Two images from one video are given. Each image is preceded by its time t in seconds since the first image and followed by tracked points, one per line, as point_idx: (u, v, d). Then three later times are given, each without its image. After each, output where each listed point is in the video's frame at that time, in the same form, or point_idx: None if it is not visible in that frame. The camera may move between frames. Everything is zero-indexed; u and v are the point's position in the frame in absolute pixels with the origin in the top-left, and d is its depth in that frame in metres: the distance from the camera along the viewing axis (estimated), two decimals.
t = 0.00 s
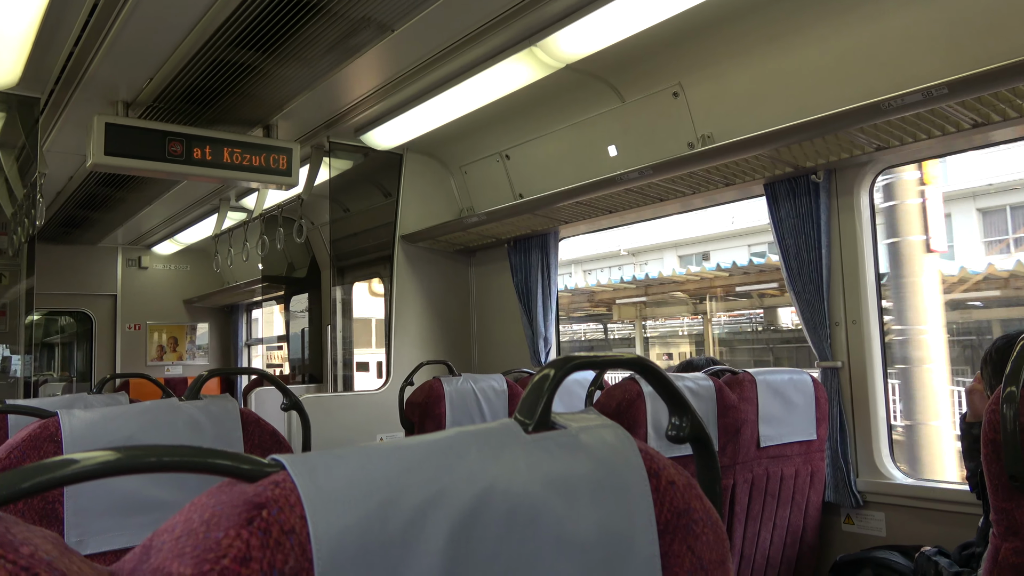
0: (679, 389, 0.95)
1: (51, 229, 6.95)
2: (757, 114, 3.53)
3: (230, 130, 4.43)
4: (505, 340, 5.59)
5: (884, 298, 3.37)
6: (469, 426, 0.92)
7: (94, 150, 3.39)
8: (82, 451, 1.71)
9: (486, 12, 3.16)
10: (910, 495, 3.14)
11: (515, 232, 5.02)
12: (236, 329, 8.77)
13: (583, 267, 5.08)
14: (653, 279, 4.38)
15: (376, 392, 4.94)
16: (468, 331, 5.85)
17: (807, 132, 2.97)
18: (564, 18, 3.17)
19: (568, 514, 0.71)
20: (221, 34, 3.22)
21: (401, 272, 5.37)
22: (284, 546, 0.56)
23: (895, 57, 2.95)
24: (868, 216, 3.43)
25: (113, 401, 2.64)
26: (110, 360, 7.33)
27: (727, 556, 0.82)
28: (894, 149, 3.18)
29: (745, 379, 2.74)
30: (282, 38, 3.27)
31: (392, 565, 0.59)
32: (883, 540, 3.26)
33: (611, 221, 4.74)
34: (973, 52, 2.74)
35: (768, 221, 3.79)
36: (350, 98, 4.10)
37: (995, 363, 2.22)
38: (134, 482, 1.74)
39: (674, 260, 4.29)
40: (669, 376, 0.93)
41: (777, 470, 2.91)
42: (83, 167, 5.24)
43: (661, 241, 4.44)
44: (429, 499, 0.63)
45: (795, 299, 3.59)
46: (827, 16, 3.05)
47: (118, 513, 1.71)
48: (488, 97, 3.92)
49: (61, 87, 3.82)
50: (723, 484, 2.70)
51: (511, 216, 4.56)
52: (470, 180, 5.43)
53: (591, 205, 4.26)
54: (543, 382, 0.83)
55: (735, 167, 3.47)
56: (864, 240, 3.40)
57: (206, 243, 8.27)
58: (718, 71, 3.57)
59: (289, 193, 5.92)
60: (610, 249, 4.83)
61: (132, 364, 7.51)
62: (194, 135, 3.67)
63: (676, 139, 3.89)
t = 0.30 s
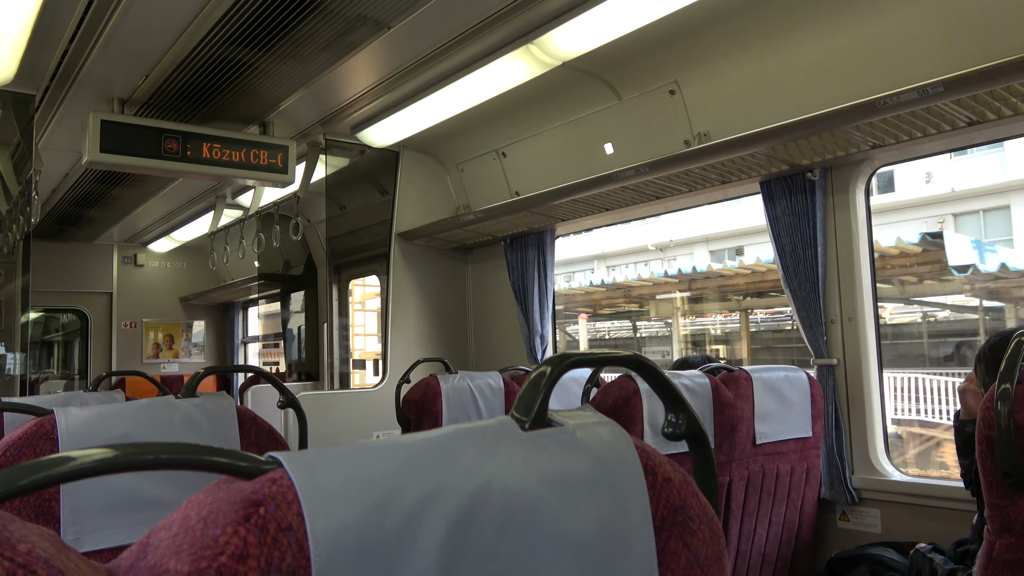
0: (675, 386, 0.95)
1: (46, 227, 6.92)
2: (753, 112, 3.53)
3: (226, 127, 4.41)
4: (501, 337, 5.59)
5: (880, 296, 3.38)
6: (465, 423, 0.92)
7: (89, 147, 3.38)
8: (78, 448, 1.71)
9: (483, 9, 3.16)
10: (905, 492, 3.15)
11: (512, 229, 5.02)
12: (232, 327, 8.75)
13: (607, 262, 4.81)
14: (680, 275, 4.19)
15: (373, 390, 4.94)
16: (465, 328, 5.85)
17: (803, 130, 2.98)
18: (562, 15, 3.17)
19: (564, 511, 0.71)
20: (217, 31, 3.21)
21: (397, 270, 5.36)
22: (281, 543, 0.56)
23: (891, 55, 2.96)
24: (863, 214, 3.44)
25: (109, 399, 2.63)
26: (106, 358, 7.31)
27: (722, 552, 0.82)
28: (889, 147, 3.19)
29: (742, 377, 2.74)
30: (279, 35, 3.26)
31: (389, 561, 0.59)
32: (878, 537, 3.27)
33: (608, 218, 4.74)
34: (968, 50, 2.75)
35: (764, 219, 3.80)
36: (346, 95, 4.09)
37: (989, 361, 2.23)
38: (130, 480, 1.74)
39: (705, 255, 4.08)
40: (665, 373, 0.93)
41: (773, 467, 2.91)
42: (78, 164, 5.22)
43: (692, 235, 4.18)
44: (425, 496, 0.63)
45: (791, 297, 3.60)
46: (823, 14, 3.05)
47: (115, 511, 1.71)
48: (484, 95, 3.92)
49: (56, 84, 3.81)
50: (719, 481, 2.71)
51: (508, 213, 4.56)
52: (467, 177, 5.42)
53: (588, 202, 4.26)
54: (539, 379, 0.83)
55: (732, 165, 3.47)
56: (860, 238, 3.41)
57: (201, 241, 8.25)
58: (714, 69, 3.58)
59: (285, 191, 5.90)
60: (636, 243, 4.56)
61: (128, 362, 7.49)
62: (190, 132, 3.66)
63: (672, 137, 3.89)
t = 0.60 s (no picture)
0: (675, 386, 0.95)
1: (44, 225, 6.91)
2: (753, 112, 3.53)
3: (225, 125, 4.41)
4: (501, 337, 5.59)
5: (878, 297, 3.39)
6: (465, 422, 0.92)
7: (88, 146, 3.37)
8: (77, 447, 1.71)
9: (484, 7, 3.15)
10: (904, 492, 3.15)
11: (511, 228, 5.02)
12: (231, 325, 8.76)
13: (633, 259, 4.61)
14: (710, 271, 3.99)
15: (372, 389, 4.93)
16: (463, 327, 5.85)
17: (803, 130, 2.98)
18: (561, 14, 3.17)
19: (564, 510, 0.71)
20: (216, 29, 3.20)
21: (396, 269, 5.36)
22: (282, 542, 0.56)
23: (889, 55, 2.96)
24: (862, 214, 3.44)
25: (108, 397, 2.63)
26: (104, 357, 7.30)
27: (722, 552, 0.82)
28: (888, 147, 3.19)
29: (740, 377, 2.74)
30: (278, 33, 3.25)
31: (389, 560, 0.59)
32: (876, 537, 3.28)
33: (607, 218, 4.74)
34: (968, 51, 2.75)
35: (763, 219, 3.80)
36: (345, 93, 4.09)
37: (988, 361, 2.23)
38: (130, 479, 1.74)
39: (741, 251, 3.90)
40: (664, 373, 0.94)
41: (772, 467, 2.92)
42: (77, 162, 5.21)
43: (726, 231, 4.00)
44: (426, 495, 0.63)
45: (790, 297, 3.60)
46: (822, 13, 3.06)
47: (113, 510, 1.71)
48: (484, 95, 3.92)
49: (55, 82, 3.81)
50: (718, 481, 2.71)
51: (507, 213, 4.55)
52: (466, 177, 5.42)
53: (587, 202, 4.26)
54: (539, 379, 0.84)
55: (730, 165, 3.47)
56: (859, 238, 3.41)
57: (200, 239, 8.24)
58: (714, 69, 3.58)
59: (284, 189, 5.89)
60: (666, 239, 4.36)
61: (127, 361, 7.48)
62: (188, 130, 3.66)
63: (672, 136, 3.89)
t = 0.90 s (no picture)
0: (675, 390, 0.96)
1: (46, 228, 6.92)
2: (753, 114, 3.53)
3: (226, 128, 4.42)
4: (502, 340, 5.59)
5: (879, 300, 3.39)
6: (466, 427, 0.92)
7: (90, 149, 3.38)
8: (78, 451, 1.71)
9: (485, 10, 3.16)
10: (905, 495, 3.15)
11: (512, 232, 5.02)
12: (232, 328, 8.77)
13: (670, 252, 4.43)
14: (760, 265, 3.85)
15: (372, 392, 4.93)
16: (464, 331, 5.85)
17: (803, 133, 2.99)
18: (562, 17, 3.18)
19: (564, 514, 0.72)
20: (218, 33, 3.21)
21: (397, 272, 5.36)
22: (284, 546, 0.56)
23: (889, 59, 2.97)
24: (862, 217, 3.44)
25: (110, 401, 2.63)
26: (105, 360, 7.31)
27: (722, 555, 0.83)
28: (889, 150, 3.19)
29: (741, 380, 2.75)
30: (280, 37, 3.26)
31: (390, 563, 0.60)
32: (876, 540, 3.27)
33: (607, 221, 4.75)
34: (966, 54, 2.75)
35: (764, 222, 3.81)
36: (347, 97, 4.09)
37: (989, 364, 2.23)
38: (132, 483, 1.74)
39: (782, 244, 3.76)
40: (665, 377, 0.94)
41: (773, 470, 2.92)
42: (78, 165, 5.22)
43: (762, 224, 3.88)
44: (427, 498, 0.63)
45: (791, 300, 3.61)
46: (821, 17, 3.07)
47: (114, 514, 1.71)
48: (484, 98, 3.93)
49: (57, 86, 3.82)
50: (719, 484, 2.71)
51: (508, 216, 4.55)
52: (467, 179, 5.43)
53: (588, 205, 4.27)
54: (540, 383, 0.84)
55: (730, 169, 3.48)
56: (859, 241, 3.42)
57: (201, 243, 8.26)
58: (715, 72, 3.58)
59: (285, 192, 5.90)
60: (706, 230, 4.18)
61: (127, 364, 7.48)
62: (190, 134, 3.66)
63: (672, 139, 3.90)
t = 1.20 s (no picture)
0: (677, 395, 0.95)
1: (47, 230, 6.93)
2: (754, 119, 3.54)
3: (227, 131, 4.42)
4: (503, 344, 5.58)
5: (880, 305, 3.39)
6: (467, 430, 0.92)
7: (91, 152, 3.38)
8: (77, 454, 1.71)
9: (487, 14, 3.16)
10: (906, 501, 3.14)
11: (513, 235, 5.02)
12: (232, 331, 8.77)
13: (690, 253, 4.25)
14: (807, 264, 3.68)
15: (372, 395, 4.93)
16: (465, 334, 5.85)
17: (804, 138, 2.99)
18: (564, 21, 3.18)
19: (566, 518, 0.71)
20: (220, 36, 3.22)
21: (398, 275, 5.36)
22: (283, 550, 0.56)
23: (890, 64, 2.97)
24: (864, 222, 3.44)
25: (110, 403, 2.63)
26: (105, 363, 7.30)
27: (725, 561, 0.82)
28: (891, 155, 3.19)
29: (743, 386, 2.73)
30: (282, 40, 3.27)
31: (389, 567, 0.59)
32: (878, 545, 3.26)
33: (607, 225, 4.75)
34: (967, 59, 2.75)
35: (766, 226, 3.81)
36: (348, 100, 4.10)
37: (991, 369, 2.23)
38: (132, 485, 1.74)
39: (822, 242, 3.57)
40: (666, 381, 0.93)
41: (775, 475, 2.91)
42: (80, 168, 5.22)
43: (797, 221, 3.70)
44: (428, 502, 0.63)
45: (792, 305, 3.60)
46: (822, 21, 3.07)
47: (113, 516, 1.71)
48: (486, 102, 3.93)
49: (59, 88, 3.83)
50: (720, 489, 2.70)
51: (509, 219, 4.55)
52: (468, 183, 5.44)
53: (590, 209, 4.27)
54: (542, 386, 0.84)
55: (731, 173, 3.48)
56: (862, 245, 3.41)
57: (202, 245, 8.26)
58: (716, 77, 3.59)
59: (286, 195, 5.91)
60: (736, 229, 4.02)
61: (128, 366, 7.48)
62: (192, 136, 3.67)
63: (674, 144, 3.90)
